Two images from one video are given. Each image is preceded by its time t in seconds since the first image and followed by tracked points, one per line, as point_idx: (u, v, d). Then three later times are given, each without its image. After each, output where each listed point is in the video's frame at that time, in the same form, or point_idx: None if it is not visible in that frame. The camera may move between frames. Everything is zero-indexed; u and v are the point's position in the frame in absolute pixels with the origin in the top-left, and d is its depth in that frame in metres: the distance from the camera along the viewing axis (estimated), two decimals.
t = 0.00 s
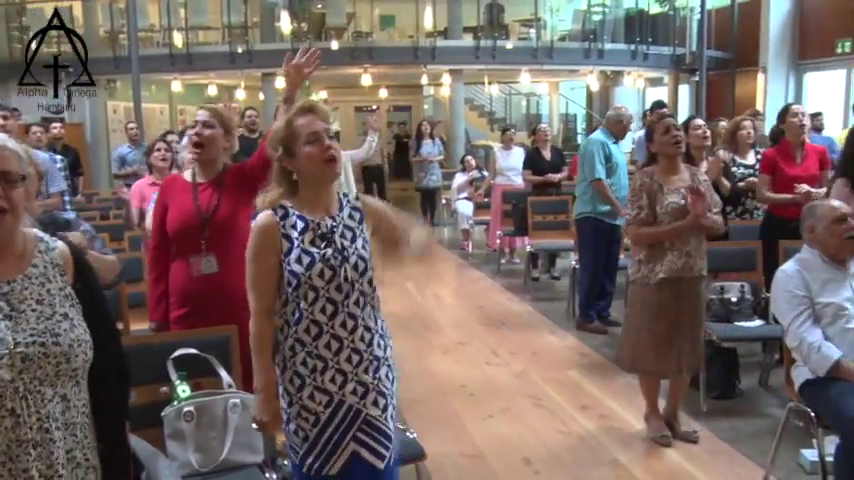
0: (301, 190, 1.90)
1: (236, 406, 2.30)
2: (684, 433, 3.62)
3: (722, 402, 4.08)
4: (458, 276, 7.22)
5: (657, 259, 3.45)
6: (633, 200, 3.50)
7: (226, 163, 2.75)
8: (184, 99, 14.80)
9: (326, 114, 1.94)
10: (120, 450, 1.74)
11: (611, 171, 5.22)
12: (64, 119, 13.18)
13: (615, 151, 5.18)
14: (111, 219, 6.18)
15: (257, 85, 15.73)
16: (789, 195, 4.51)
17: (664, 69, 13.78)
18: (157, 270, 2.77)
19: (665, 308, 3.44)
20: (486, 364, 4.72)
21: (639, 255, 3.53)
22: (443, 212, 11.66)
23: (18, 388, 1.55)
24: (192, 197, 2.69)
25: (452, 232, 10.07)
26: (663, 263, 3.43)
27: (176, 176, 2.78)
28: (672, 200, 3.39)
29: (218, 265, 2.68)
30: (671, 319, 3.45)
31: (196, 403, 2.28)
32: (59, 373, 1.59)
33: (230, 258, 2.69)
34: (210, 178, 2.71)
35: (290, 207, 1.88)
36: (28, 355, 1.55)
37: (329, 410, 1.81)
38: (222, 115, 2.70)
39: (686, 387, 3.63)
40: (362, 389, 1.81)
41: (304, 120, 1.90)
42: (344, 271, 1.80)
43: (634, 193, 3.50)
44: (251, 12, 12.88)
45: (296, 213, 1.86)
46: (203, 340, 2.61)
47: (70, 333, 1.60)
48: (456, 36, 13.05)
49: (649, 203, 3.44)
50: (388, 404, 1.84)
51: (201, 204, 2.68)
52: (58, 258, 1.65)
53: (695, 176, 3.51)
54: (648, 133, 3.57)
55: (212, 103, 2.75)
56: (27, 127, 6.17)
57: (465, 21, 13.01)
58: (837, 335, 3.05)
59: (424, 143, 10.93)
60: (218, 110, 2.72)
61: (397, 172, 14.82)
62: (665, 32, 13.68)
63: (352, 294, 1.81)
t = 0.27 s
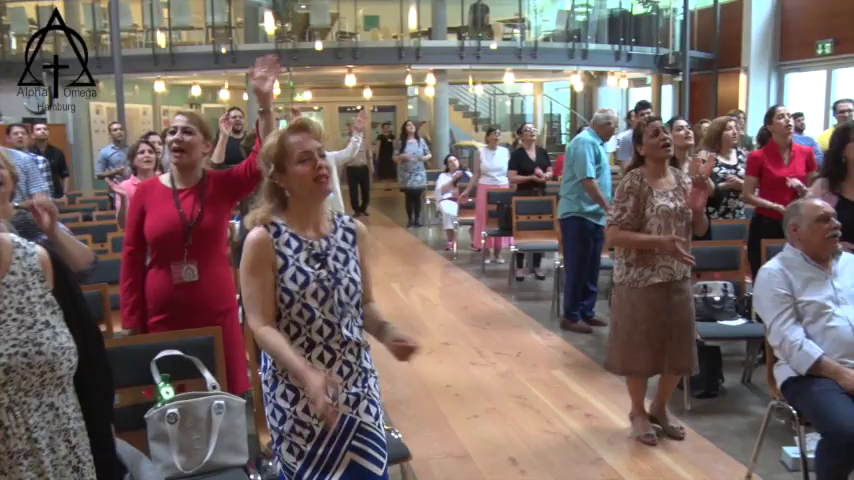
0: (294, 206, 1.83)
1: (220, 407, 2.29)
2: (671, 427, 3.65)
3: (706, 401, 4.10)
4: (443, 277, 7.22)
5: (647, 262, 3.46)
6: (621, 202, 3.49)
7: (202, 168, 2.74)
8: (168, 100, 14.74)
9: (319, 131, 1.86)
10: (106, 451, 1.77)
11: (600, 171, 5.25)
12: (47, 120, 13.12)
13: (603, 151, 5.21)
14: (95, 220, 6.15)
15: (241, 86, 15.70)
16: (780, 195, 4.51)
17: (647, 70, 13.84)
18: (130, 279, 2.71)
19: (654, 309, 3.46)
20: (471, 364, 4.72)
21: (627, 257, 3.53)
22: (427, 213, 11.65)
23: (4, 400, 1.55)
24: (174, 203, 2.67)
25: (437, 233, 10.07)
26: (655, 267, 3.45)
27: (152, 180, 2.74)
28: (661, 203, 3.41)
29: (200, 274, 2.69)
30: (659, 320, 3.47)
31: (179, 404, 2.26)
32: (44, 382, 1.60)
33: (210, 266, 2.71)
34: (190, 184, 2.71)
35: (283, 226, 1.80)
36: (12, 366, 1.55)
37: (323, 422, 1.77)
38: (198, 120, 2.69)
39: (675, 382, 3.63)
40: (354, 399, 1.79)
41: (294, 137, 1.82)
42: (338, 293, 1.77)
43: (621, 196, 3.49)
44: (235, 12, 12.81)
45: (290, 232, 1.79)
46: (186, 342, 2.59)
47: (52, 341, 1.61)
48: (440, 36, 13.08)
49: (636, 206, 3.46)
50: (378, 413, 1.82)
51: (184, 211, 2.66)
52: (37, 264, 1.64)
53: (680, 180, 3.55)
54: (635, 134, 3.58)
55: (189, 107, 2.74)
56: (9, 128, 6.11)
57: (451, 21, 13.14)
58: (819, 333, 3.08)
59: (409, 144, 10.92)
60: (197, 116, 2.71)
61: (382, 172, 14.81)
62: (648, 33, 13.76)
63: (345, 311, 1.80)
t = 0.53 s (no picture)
0: (279, 189, 1.83)
1: (206, 409, 2.27)
2: (674, 425, 3.67)
3: (691, 400, 4.12)
4: (430, 278, 7.23)
5: (639, 257, 3.47)
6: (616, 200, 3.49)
7: (189, 168, 2.75)
8: (153, 101, 14.68)
9: (304, 116, 1.87)
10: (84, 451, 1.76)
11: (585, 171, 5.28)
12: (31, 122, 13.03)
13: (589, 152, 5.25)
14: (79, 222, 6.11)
15: (226, 87, 15.66)
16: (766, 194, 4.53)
17: (632, 71, 13.91)
18: (115, 278, 2.67)
19: (644, 305, 3.48)
20: (457, 365, 4.73)
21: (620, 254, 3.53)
22: (414, 213, 11.67)
23: None
24: (164, 202, 2.65)
25: (423, 233, 10.08)
26: (644, 262, 3.45)
27: (138, 177, 2.72)
28: (653, 202, 3.42)
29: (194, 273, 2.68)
30: (647, 319, 3.49)
31: (164, 406, 2.24)
32: (16, 384, 1.61)
33: (201, 265, 2.71)
34: (178, 184, 2.71)
35: (266, 208, 1.81)
36: None
37: (312, 408, 1.77)
38: (186, 119, 2.71)
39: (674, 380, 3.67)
40: (343, 387, 1.78)
41: (280, 121, 1.82)
42: (322, 274, 1.78)
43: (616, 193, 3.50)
44: (220, 13, 12.78)
45: (275, 215, 1.80)
46: (171, 344, 2.58)
47: (24, 343, 1.61)
48: (426, 37, 13.10)
49: (634, 204, 3.46)
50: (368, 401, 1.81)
51: (176, 210, 2.65)
52: (18, 261, 1.62)
53: (672, 179, 3.55)
54: (628, 134, 3.59)
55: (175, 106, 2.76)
56: None
57: (437, 23, 13.20)
58: (803, 332, 3.10)
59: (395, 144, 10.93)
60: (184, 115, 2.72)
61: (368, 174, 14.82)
62: (633, 35, 13.83)
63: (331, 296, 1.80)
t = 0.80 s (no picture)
0: (267, 196, 1.82)
1: (190, 412, 2.26)
2: (659, 427, 3.70)
3: (675, 399, 4.14)
4: (414, 278, 7.23)
5: (634, 257, 3.49)
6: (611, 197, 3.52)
7: (179, 167, 2.73)
8: (135, 101, 14.59)
9: (295, 122, 1.85)
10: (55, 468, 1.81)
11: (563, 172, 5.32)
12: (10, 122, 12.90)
13: (567, 153, 5.28)
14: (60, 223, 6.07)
15: (210, 88, 15.60)
16: (745, 194, 4.57)
17: (615, 72, 13.93)
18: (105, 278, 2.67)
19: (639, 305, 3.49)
20: (441, 365, 4.73)
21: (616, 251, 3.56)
22: (398, 214, 11.67)
23: None
24: (153, 201, 2.63)
25: (407, 234, 10.09)
26: (641, 263, 3.48)
27: (127, 178, 2.71)
28: (647, 200, 3.45)
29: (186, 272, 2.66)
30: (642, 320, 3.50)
31: (148, 409, 2.22)
32: None
33: (193, 265, 2.69)
34: (167, 183, 2.68)
35: (253, 215, 1.81)
36: None
37: (295, 418, 1.76)
38: (172, 117, 2.68)
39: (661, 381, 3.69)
40: (328, 396, 1.77)
41: (267, 128, 1.81)
42: (306, 280, 1.76)
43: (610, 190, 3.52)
44: (204, 13, 12.74)
45: (261, 221, 1.80)
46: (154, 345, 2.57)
47: None
48: (409, 38, 13.09)
49: (627, 203, 3.48)
50: (352, 411, 1.80)
51: (164, 209, 2.63)
52: None
53: (670, 178, 3.55)
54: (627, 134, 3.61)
55: (160, 106, 2.74)
56: None
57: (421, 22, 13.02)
58: (784, 331, 3.13)
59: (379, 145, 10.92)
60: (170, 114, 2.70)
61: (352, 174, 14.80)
62: (616, 36, 13.89)
63: (317, 303, 1.78)
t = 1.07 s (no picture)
0: (257, 204, 1.82)
1: (173, 414, 2.25)
2: (643, 426, 3.71)
3: (659, 398, 4.16)
4: (398, 279, 7.23)
5: (624, 254, 3.51)
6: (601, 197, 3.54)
7: (166, 169, 2.68)
8: (117, 101, 14.48)
9: (285, 135, 1.84)
10: None
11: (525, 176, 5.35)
12: None
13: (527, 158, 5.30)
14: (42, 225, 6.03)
15: (193, 88, 15.52)
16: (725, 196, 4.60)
17: (599, 73, 14.02)
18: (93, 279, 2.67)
19: (629, 303, 3.51)
20: (426, 366, 4.73)
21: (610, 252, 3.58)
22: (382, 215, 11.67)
23: None
24: (137, 206, 2.60)
25: (391, 235, 10.08)
26: (632, 260, 3.49)
27: (117, 183, 2.68)
28: (638, 199, 3.46)
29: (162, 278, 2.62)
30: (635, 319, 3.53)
31: (131, 411, 2.21)
32: None
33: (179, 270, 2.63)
34: (155, 187, 2.64)
35: (244, 229, 1.82)
36: None
37: (284, 429, 1.76)
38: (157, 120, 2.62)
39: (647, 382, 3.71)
40: (318, 407, 1.77)
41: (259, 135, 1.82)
42: (297, 292, 1.77)
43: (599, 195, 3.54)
44: (187, 13, 12.70)
45: (251, 234, 1.81)
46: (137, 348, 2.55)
47: None
48: (394, 39, 13.10)
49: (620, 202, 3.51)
50: (342, 422, 1.80)
51: (146, 214, 2.60)
52: None
53: (663, 180, 3.58)
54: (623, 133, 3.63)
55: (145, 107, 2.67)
56: None
57: (406, 24, 13.20)
58: (766, 329, 3.15)
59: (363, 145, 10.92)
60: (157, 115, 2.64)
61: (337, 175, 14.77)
62: (600, 36, 13.94)
63: (308, 314, 1.78)
